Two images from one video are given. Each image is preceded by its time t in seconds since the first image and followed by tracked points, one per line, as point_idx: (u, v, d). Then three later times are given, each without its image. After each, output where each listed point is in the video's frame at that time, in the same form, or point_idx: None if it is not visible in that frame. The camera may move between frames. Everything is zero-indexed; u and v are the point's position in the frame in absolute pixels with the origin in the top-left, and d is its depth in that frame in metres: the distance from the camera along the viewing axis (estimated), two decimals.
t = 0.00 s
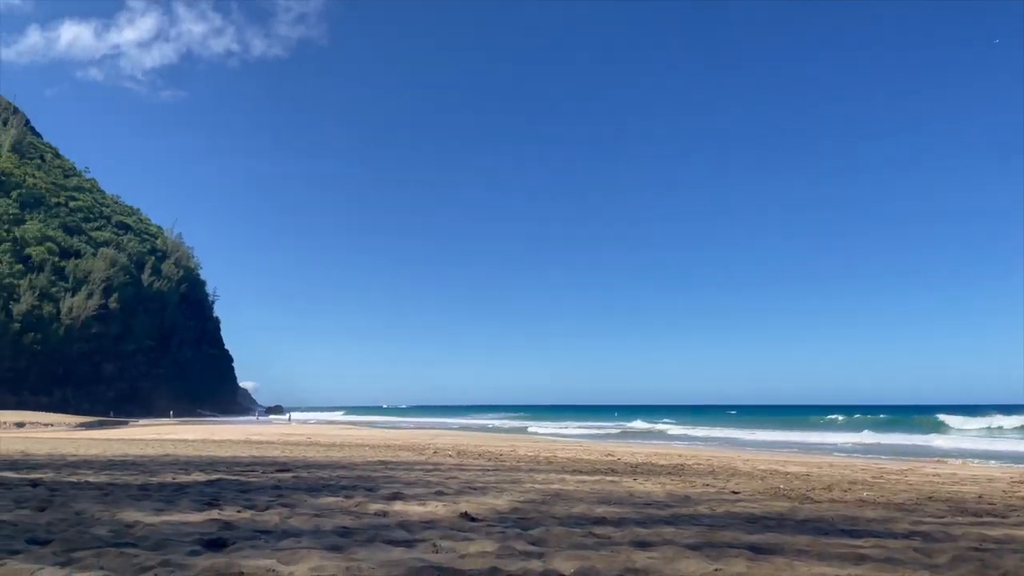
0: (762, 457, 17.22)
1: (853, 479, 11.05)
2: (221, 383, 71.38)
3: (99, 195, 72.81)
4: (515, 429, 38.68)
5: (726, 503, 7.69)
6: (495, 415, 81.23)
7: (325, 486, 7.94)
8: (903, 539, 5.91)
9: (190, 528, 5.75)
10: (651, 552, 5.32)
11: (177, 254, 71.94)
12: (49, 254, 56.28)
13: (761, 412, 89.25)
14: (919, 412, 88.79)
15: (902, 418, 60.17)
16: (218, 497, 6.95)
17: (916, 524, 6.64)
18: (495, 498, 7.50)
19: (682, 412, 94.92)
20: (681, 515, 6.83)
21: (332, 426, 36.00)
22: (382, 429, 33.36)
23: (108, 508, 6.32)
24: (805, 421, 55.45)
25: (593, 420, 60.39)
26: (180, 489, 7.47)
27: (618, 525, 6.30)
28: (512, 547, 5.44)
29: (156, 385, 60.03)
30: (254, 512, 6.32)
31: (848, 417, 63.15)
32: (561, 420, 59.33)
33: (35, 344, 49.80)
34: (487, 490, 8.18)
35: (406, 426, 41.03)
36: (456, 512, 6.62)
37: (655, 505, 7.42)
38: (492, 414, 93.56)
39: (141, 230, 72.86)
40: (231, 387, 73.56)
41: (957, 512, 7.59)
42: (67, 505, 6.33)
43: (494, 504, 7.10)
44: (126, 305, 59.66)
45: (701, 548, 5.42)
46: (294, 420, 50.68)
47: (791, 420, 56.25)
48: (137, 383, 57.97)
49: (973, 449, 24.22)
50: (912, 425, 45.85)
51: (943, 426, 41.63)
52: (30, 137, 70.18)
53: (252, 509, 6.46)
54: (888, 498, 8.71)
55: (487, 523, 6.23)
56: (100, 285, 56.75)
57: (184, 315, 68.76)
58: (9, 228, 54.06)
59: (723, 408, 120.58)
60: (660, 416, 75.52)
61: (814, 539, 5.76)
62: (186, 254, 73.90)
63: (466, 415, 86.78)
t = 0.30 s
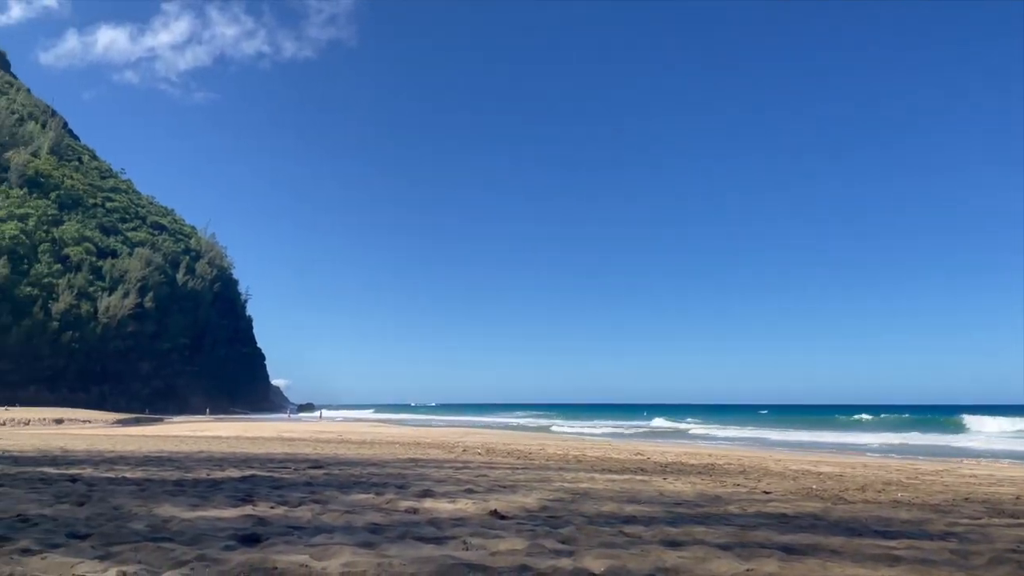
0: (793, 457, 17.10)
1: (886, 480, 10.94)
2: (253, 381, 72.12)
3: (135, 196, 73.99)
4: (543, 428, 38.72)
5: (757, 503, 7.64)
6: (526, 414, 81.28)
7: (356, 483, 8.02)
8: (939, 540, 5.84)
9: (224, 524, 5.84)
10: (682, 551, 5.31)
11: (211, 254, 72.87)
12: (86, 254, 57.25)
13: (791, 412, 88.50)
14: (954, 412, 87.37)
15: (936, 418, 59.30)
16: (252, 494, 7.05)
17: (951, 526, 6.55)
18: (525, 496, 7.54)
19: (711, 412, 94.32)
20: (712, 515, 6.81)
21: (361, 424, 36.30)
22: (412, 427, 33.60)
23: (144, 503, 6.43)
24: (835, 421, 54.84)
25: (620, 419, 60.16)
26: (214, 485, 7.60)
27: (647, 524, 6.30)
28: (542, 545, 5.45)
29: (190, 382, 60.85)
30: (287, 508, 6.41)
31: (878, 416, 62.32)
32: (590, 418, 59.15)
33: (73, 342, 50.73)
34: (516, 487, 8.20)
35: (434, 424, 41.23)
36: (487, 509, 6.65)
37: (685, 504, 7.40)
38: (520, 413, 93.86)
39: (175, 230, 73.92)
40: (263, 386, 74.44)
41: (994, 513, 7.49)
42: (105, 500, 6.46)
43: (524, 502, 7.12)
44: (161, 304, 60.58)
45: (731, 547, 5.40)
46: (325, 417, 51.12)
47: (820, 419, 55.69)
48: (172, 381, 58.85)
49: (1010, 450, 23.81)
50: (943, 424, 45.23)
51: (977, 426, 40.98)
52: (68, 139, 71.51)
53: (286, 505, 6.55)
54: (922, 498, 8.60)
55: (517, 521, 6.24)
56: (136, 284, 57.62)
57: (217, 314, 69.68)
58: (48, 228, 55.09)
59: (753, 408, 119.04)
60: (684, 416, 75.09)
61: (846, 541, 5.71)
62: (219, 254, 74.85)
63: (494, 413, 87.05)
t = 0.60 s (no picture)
0: (825, 457, 16.92)
1: (921, 480, 10.80)
2: (284, 382, 72.81)
3: (167, 199, 75.03)
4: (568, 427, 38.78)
5: (788, 504, 7.59)
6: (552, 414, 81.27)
7: (385, 482, 8.08)
8: (975, 542, 5.76)
9: (256, 522, 5.90)
10: (712, 551, 5.29)
11: (241, 255, 73.68)
12: (120, 256, 58.16)
13: (821, 412, 87.61)
14: (988, 412, 85.86)
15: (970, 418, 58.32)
16: (283, 492, 7.12)
17: (988, 527, 6.46)
18: (553, 496, 7.53)
19: (739, 412, 93.58)
20: (742, 516, 6.77)
21: (390, 423, 36.44)
22: (439, 426, 33.66)
23: (178, 502, 6.53)
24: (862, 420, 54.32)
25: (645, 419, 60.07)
26: (246, 484, 7.68)
27: (677, 524, 6.27)
28: (570, 545, 5.45)
29: (221, 382, 61.56)
30: (317, 507, 6.47)
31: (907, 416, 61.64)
32: (617, 419, 59.01)
33: (108, 343, 51.56)
34: (544, 487, 8.21)
35: (462, 423, 41.32)
36: (515, 509, 6.66)
37: (715, 505, 7.36)
38: (546, 413, 93.85)
39: (207, 232, 74.86)
40: (293, 385, 75.07)
41: None
42: (139, 499, 6.55)
43: (552, 502, 7.12)
44: (193, 305, 61.36)
45: (763, 548, 5.36)
46: (354, 416, 51.49)
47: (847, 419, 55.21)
48: (204, 382, 59.59)
49: None
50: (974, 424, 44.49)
51: (1012, 426, 40.27)
52: (101, 143, 72.70)
53: (317, 504, 6.61)
54: (958, 500, 8.48)
55: (546, 521, 6.25)
56: (169, 286, 58.35)
57: (248, 315, 70.43)
58: (83, 231, 56.04)
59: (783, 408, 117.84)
60: (707, 416, 74.91)
61: (879, 542, 5.64)
62: (250, 255, 75.68)
63: (520, 412, 87.07)
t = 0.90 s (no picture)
0: (857, 459, 16.73)
1: (956, 482, 10.64)
2: (313, 383, 73.40)
3: (198, 203, 76.01)
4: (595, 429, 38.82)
5: (820, 506, 7.51)
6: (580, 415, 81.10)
7: (414, 484, 8.12)
8: (1014, 546, 5.65)
9: (288, 522, 5.97)
10: (743, 554, 5.25)
11: (271, 258, 74.44)
12: (153, 260, 59.04)
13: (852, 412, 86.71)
14: None
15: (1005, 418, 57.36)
16: (314, 493, 7.18)
17: None
18: (582, 498, 7.52)
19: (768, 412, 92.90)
20: (774, 518, 6.72)
21: (418, 425, 36.64)
22: (467, 427, 33.81)
23: (211, 502, 6.62)
24: (891, 421, 53.53)
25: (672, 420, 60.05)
26: (278, 484, 7.77)
27: (707, 526, 6.24)
28: (600, 547, 5.44)
29: (252, 384, 62.21)
30: (347, 508, 6.52)
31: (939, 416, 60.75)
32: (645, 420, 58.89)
33: (142, 346, 52.31)
34: (573, 489, 8.20)
35: (490, 425, 41.45)
36: (544, 510, 6.66)
37: (745, 507, 7.31)
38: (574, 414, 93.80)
39: (237, 236, 75.73)
40: (323, 386, 75.67)
41: None
42: (174, 499, 6.66)
43: (581, 504, 7.10)
44: (224, 308, 62.06)
45: (795, 550, 5.32)
46: (384, 418, 51.85)
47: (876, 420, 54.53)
48: (235, 384, 60.24)
49: None
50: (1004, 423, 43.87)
51: None
52: (134, 149, 73.87)
53: (347, 505, 6.67)
54: (995, 502, 8.34)
55: (575, 523, 6.24)
56: (201, 289, 59.01)
57: (278, 317, 71.12)
58: (117, 236, 56.99)
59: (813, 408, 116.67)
60: (736, 416, 74.57)
61: (915, 544, 5.56)
62: (280, 258, 76.35)
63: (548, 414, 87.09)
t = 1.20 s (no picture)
0: (891, 462, 16.49)
1: (993, 486, 10.45)
2: (343, 387, 73.91)
3: (229, 210, 76.99)
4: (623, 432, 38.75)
5: (855, 510, 7.41)
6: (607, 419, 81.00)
7: (444, 487, 8.14)
8: None
9: (319, 526, 6.02)
10: (775, 559, 5.21)
11: (301, 264, 75.11)
12: (185, 266, 59.83)
13: (883, 415, 85.57)
14: None
15: None
16: (344, 497, 7.23)
17: None
18: (613, 501, 7.49)
19: (798, 416, 91.96)
20: (807, 522, 6.65)
21: (447, 428, 36.83)
22: (494, 431, 33.92)
23: (243, 505, 6.70)
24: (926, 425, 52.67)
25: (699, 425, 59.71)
26: (309, 488, 7.83)
27: (739, 530, 6.19)
28: (629, 550, 5.41)
29: (282, 388, 62.79)
30: (377, 511, 6.56)
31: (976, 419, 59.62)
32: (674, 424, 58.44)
33: (175, 352, 53.01)
34: (602, 493, 8.19)
35: (516, 428, 41.50)
36: (574, 514, 6.65)
37: (779, 511, 7.23)
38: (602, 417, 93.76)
39: (267, 242, 76.53)
40: (352, 391, 76.16)
41: None
42: (207, 502, 6.75)
43: (612, 508, 7.07)
44: (255, 314, 62.68)
45: (829, 556, 5.26)
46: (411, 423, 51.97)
47: (908, 424, 53.63)
48: (266, 388, 60.80)
49: None
50: None
51: None
52: (167, 157, 75.00)
53: (376, 508, 6.71)
54: None
55: (604, 527, 6.22)
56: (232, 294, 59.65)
57: (308, 322, 71.73)
58: (150, 243, 57.86)
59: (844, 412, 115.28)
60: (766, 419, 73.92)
61: (952, 550, 5.47)
62: (309, 263, 77.02)
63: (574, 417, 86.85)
